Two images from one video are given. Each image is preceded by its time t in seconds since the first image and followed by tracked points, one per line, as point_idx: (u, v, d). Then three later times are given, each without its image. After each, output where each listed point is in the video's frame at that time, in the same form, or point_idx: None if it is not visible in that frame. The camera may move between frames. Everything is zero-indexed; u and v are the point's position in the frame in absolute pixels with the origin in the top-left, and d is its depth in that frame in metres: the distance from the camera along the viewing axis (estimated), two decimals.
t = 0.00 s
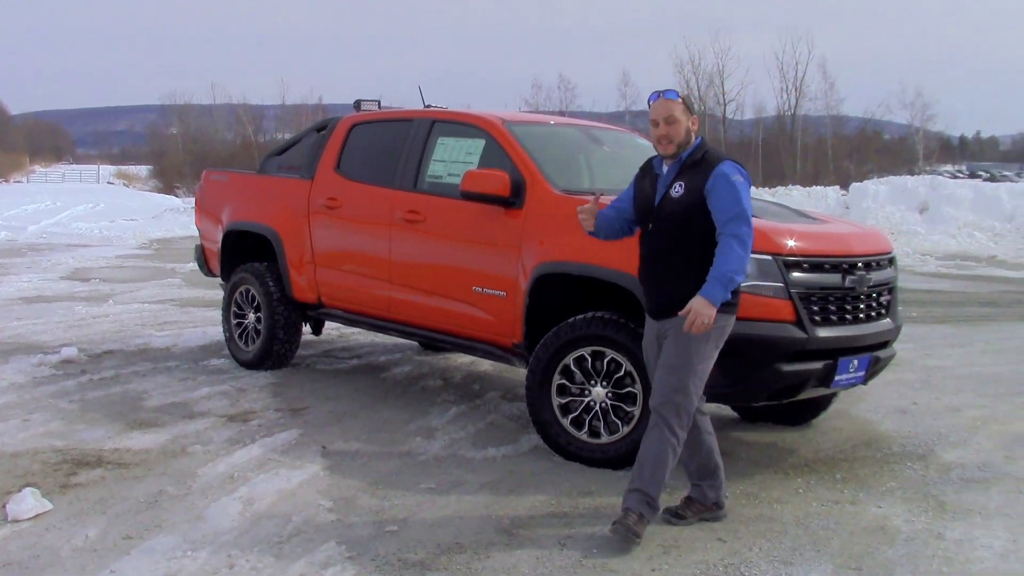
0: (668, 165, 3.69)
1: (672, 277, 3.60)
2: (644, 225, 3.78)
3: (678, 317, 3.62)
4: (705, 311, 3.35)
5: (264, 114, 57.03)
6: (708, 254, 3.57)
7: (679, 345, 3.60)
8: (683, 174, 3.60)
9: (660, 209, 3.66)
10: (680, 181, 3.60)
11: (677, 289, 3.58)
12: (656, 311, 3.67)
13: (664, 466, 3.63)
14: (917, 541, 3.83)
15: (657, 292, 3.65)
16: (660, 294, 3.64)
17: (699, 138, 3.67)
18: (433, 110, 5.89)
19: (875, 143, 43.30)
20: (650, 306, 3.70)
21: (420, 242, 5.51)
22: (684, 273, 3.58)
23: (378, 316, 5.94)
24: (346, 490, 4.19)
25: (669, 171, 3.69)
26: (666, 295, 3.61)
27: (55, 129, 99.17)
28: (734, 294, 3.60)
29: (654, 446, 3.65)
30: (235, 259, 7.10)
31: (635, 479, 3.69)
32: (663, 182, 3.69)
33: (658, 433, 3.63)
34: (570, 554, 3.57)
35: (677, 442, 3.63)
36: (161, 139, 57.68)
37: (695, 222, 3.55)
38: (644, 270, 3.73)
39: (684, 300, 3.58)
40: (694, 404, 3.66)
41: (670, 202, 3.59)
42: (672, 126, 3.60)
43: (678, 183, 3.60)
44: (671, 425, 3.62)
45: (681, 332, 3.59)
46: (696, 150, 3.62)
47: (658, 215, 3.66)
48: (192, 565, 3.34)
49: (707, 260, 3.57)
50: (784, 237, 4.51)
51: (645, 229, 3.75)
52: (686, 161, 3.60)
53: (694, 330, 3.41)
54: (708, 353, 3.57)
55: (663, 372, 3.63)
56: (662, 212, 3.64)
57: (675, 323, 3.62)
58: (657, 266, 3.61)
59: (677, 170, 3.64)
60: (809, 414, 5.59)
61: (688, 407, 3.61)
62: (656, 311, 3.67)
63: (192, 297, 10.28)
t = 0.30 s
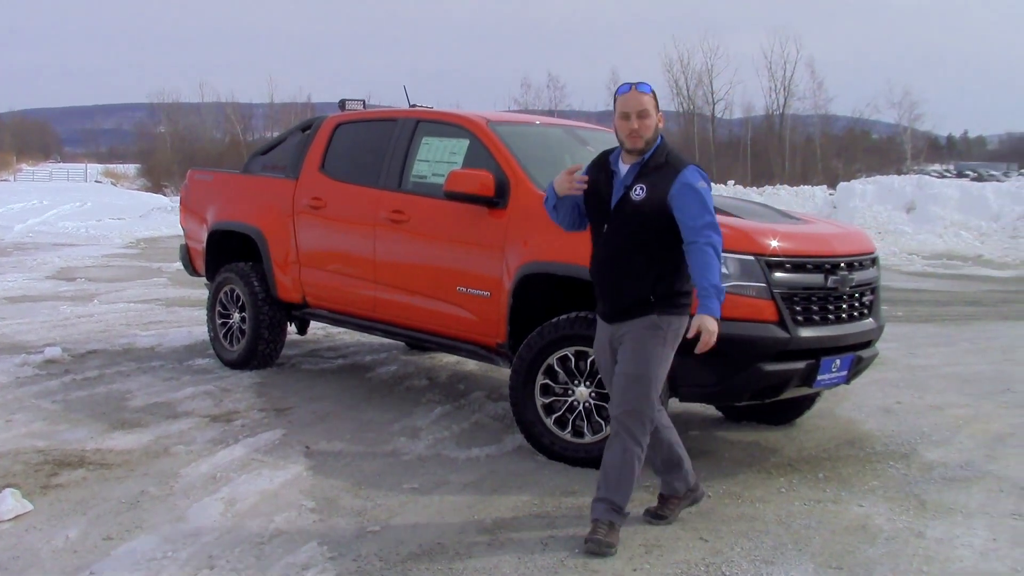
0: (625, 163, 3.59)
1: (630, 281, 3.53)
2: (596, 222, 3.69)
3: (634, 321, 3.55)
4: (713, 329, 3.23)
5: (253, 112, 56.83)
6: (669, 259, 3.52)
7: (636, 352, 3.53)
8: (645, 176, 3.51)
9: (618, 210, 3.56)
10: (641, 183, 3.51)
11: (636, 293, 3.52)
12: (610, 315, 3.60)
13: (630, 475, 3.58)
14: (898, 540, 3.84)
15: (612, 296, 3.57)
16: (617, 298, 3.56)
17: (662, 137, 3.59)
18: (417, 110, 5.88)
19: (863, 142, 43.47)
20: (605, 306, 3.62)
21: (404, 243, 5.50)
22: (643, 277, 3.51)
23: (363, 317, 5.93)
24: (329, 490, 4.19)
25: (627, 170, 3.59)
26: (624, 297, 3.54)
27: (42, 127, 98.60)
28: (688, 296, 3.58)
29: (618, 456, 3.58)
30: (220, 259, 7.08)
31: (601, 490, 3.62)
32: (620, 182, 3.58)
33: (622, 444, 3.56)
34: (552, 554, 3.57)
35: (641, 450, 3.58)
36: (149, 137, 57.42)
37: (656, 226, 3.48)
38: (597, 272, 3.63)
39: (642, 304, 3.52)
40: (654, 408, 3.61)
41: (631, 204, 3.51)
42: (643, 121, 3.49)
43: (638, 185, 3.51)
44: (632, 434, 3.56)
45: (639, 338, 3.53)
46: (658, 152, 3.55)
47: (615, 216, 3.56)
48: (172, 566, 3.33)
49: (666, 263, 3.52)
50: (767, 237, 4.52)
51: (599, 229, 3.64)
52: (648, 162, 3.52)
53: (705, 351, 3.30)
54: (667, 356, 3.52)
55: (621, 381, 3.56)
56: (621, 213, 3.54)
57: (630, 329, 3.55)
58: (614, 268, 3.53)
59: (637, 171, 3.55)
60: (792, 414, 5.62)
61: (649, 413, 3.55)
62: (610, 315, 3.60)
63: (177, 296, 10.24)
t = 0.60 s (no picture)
0: (601, 159, 3.54)
1: (598, 281, 3.49)
2: (562, 216, 3.62)
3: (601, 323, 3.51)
4: (660, 337, 3.27)
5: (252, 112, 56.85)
6: (639, 260, 3.49)
7: (612, 358, 3.50)
8: (622, 174, 3.48)
9: (592, 207, 3.51)
10: (618, 181, 3.47)
11: (605, 294, 3.48)
12: (573, 314, 3.54)
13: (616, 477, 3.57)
14: (887, 539, 3.85)
15: (578, 295, 3.52)
16: (583, 297, 3.50)
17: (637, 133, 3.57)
18: (411, 110, 5.89)
19: (862, 141, 43.47)
20: (569, 305, 3.55)
21: (398, 243, 5.51)
22: (614, 278, 3.47)
23: (356, 317, 5.94)
24: (320, 490, 4.19)
25: (602, 166, 3.54)
26: (593, 298, 3.49)
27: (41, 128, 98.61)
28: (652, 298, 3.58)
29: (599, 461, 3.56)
30: (214, 259, 7.08)
31: (588, 496, 3.60)
32: (596, 178, 3.53)
33: (603, 450, 3.54)
34: (541, 554, 3.58)
35: (623, 452, 3.58)
36: (148, 138, 57.43)
37: (631, 226, 3.45)
38: (563, 268, 3.56)
39: (609, 306, 3.49)
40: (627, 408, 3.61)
41: (608, 202, 3.46)
42: (621, 115, 3.45)
43: (616, 183, 3.47)
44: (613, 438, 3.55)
45: (612, 342, 3.49)
46: (635, 149, 3.52)
47: (589, 213, 3.51)
48: (161, 567, 3.33)
49: (636, 264, 3.49)
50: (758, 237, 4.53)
51: (568, 224, 3.58)
52: (626, 160, 3.48)
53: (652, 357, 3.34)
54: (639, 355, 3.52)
55: (599, 388, 3.51)
56: (596, 210, 3.49)
57: (601, 336, 3.49)
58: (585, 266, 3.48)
59: (613, 168, 3.51)
60: (785, 414, 5.62)
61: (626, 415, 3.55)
62: (572, 314, 3.54)
63: (174, 297, 10.25)
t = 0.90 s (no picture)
0: (574, 155, 3.53)
1: (580, 278, 3.47)
2: (534, 213, 3.55)
3: (582, 322, 3.50)
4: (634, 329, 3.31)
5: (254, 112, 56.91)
6: (615, 256, 3.51)
7: (595, 358, 3.52)
8: (600, 169, 3.47)
9: (571, 204, 3.48)
10: (597, 177, 3.46)
11: (588, 291, 3.47)
12: (552, 312, 3.50)
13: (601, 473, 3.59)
14: (878, 538, 3.85)
15: (558, 293, 3.48)
16: (564, 294, 3.47)
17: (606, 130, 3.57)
18: (405, 110, 5.90)
19: (864, 140, 43.41)
20: (547, 303, 3.50)
21: (393, 242, 5.52)
22: (595, 275, 3.47)
23: (352, 317, 5.95)
24: (313, 489, 4.21)
25: (577, 163, 3.52)
26: (574, 295, 3.47)
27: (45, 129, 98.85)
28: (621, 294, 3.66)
29: (581, 459, 3.57)
30: (212, 259, 7.10)
31: (579, 495, 3.59)
32: (572, 175, 3.51)
33: (586, 450, 3.55)
34: (531, 552, 3.59)
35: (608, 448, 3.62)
36: (151, 138, 57.51)
37: (611, 222, 3.46)
38: (540, 267, 3.50)
39: (590, 304, 3.49)
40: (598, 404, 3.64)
41: (588, 198, 3.45)
42: (589, 111, 3.45)
43: (595, 179, 3.46)
44: (594, 435, 3.57)
45: (594, 340, 3.51)
46: (606, 145, 3.53)
47: (568, 210, 3.47)
48: (152, 566, 3.35)
49: (613, 260, 3.51)
50: (749, 236, 4.53)
51: (544, 222, 3.51)
52: (602, 157, 3.48)
53: (622, 348, 3.38)
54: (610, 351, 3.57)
55: (580, 389, 3.51)
56: (576, 207, 3.46)
57: (584, 335, 3.50)
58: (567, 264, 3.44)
59: (590, 165, 3.50)
60: (779, 413, 5.63)
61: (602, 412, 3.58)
62: (552, 313, 3.50)
63: (173, 297, 10.28)
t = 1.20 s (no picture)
0: (513, 160, 3.53)
1: (540, 279, 3.48)
2: (481, 222, 3.52)
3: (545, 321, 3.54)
4: (637, 320, 3.43)
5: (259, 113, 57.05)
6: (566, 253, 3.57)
7: (563, 356, 3.56)
8: (542, 170, 3.49)
9: (520, 207, 3.48)
10: (541, 177, 3.48)
11: (548, 290, 3.51)
12: (517, 316, 3.49)
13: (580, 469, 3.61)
14: (869, 536, 3.87)
15: (520, 296, 3.47)
16: (526, 297, 3.47)
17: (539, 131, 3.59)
18: (403, 111, 5.93)
19: (868, 141, 43.36)
20: (509, 309, 3.48)
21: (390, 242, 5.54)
22: (552, 273, 3.51)
23: (350, 317, 5.97)
24: (308, 487, 4.24)
25: (517, 167, 3.53)
26: (537, 296, 3.49)
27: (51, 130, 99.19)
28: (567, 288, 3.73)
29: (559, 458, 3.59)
30: (212, 259, 7.14)
31: (563, 494, 3.61)
32: (515, 179, 3.51)
33: (564, 447, 3.58)
34: (524, 549, 3.61)
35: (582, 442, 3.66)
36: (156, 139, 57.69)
37: (561, 219, 3.51)
38: (498, 274, 3.47)
39: (551, 302, 3.53)
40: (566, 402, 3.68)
41: (536, 199, 3.46)
42: (525, 114, 3.46)
43: (539, 179, 3.48)
44: (569, 431, 3.60)
45: (562, 339, 3.55)
46: (542, 146, 3.57)
47: (517, 213, 3.47)
48: (146, 563, 3.38)
49: (564, 257, 3.57)
50: (743, 235, 4.54)
51: (495, 228, 3.50)
52: (540, 158, 3.51)
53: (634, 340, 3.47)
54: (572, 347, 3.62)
55: (551, 388, 3.54)
56: (526, 210, 3.47)
57: (550, 335, 3.52)
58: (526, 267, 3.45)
59: (530, 167, 3.51)
60: (776, 412, 5.65)
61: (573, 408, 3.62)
62: (517, 317, 3.49)
63: (176, 297, 10.33)
